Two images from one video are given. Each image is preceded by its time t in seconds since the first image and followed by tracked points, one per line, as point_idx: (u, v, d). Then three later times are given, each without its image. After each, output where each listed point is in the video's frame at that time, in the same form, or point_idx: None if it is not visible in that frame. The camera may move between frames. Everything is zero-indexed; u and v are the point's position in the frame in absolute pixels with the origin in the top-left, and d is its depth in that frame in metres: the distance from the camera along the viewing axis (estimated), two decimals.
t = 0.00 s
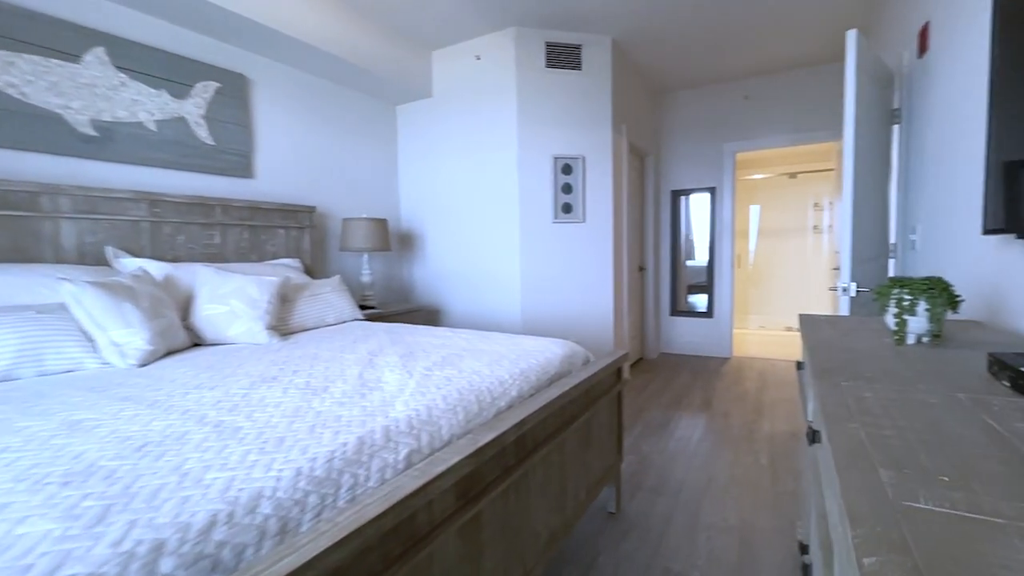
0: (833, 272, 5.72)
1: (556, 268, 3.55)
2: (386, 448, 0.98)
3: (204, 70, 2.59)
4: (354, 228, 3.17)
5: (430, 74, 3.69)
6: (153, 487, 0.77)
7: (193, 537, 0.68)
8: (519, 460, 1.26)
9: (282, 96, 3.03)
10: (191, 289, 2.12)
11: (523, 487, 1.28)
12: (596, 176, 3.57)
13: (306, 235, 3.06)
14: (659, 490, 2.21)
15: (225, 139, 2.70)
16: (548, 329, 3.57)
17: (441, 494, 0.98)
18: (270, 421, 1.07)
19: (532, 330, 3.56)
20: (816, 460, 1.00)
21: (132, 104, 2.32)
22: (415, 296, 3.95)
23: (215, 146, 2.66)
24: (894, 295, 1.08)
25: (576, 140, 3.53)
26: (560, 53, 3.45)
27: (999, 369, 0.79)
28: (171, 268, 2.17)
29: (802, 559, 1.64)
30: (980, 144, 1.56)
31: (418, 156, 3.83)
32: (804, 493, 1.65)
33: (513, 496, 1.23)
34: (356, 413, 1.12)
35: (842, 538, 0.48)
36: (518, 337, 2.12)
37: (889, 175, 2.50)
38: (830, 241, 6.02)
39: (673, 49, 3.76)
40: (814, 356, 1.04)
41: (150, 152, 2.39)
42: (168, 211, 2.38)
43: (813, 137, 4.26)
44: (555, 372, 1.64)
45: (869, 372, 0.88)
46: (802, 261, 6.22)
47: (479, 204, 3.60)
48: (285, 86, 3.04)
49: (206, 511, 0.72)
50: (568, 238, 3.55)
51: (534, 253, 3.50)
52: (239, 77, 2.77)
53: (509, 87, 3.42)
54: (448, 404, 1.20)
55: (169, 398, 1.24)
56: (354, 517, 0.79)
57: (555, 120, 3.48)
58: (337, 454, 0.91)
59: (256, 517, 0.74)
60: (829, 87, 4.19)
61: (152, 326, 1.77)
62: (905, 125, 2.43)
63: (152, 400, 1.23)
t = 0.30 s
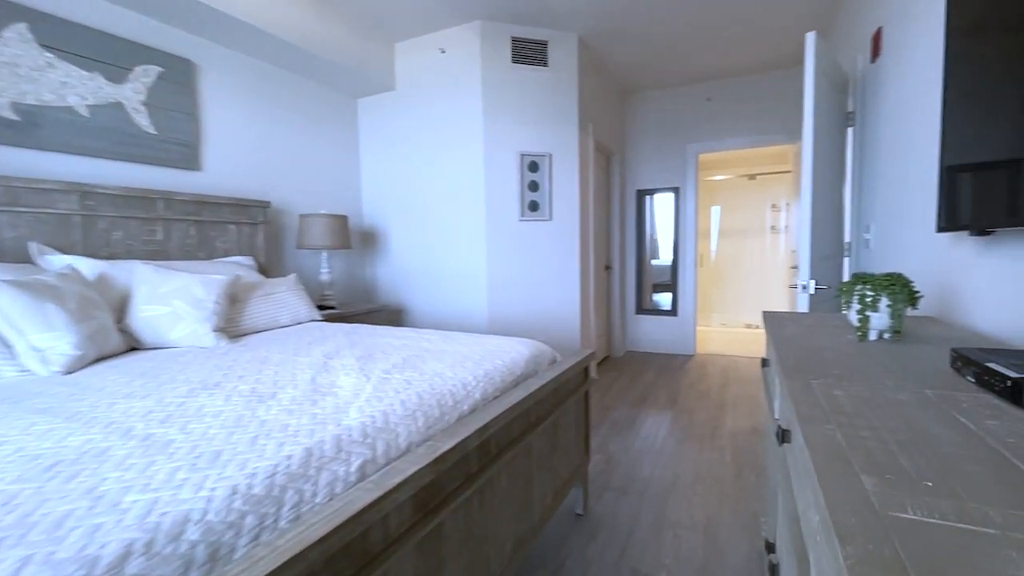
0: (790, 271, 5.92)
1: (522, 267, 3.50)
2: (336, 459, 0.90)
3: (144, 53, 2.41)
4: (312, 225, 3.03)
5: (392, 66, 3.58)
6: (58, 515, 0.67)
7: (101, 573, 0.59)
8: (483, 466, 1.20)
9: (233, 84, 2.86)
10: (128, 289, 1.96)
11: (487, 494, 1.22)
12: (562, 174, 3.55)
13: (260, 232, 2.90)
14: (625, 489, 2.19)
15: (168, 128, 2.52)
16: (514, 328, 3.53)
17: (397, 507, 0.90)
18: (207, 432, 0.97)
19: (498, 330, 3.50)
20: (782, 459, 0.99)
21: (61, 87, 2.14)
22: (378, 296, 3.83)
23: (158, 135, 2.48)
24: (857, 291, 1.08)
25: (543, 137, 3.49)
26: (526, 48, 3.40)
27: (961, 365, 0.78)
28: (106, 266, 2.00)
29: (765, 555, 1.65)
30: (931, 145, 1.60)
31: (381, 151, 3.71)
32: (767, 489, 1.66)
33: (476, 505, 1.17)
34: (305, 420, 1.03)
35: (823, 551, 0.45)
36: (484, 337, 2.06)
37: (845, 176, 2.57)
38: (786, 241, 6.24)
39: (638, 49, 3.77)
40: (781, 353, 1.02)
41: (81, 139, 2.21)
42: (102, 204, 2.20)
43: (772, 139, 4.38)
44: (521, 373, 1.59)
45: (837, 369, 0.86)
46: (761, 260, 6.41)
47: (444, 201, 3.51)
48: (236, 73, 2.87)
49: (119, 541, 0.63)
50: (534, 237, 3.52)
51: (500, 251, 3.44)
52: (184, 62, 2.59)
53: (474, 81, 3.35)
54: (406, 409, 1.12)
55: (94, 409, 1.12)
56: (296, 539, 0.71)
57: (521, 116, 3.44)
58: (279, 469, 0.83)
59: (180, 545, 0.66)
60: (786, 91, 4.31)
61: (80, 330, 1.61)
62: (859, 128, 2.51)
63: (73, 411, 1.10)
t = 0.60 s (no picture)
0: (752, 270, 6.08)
1: (490, 266, 3.43)
2: (281, 478, 0.81)
3: (78, 33, 2.22)
4: (268, 222, 2.87)
5: (355, 58, 3.45)
6: None
7: None
8: (447, 477, 1.13)
9: (180, 70, 2.68)
10: (57, 290, 1.79)
11: (451, 506, 1.15)
12: (530, 172, 3.50)
13: (211, 229, 2.73)
14: (595, 491, 2.16)
15: (107, 116, 2.33)
16: (482, 329, 3.46)
17: (350, 529, 0.82)
18: (133, 451, 0.86)
19: (466, 331, 3.42)
20: (754, 462, 0.96)
21: None
22: (340, 297, 3.68)
23: (94, 124, 2.29)
24: (827, 290, 1.07)
25: (511, 134, 3.44)
26: (494, 43, 3.34)
27: (935, 366, 0.77)
28: (32, 265, 1.82)
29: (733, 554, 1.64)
30: (889, 146, 1.63)
31: (343, 146, 3.57)
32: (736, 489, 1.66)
33: (439, 518, 1.10)
34: (248, 434, 0.93)
35: None
36: (449, 338, 1.98)
37: (805, 177, 2.63)
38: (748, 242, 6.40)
39: (606, 48, 3.77)
40: (754, 354, 1.00)
41: (4, 125, 2.01)
42: (28, 198, 2.01)
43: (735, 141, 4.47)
44: (488, 376, 1.52)
45: (812, 370, 0.84)
46: (724, 260, 6.56)
47: (409, 198, 3.41)
48: (183, 59, 2.69)
49: None
50: (503, 235, 3.45)
51: (468, 250, 3.37)
52: (124, 45, 2.40)
53: (440, 75, 3.26)
54: (363, 418, 1.04)
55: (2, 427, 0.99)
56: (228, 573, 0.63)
57: (489, 113, 3.37)
58: (213, 492, 0.73)
59: None
60: (749, 94, 4.41)
61: None
62: (819, 130, 2.56)
63: None
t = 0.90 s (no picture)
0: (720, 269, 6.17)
1: (461, 265, 3.34)
2: (215, 502, 0.71)
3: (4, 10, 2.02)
4: (223, 218, 2.70)
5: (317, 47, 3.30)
6: None
7: None
8: (410, 491, 1.04)
9: (123, 54, 2.49)
10: None
11: (415, 523, 1.07)
12: (501, 168, 3.43)
13: (159, 225, 2.55)
14: (569, 494, 2.11)
15: (39, 101, 2.14)
16: (453, 330, 3.36)
17: (295, 558, 0.73)
18: (40, 475, 0.75)
19: (436, 332, 3.32)
20: (733, 468, 0.92)
21: None
22: (303, 297, 3.53)
23: (25, 110, 2.09)
24: (805, 286, 1.03)
25: (481, 129, 3.35)
26: (463, 35, 3.25)
27: (922, 366, 0.73)
28: None
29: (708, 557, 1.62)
30: (857, 143, 1.64)
31: (306, 139, 3.42)
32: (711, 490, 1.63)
33: (401, 537, 1.01)
34: (181, 452, 0.83)
35: None
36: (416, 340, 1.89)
37: (774, 175, 2.65)
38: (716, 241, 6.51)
39: (577, 44, 3.73)
40: (732, 353, 0.95)
41: None
42: None
43: (704, 141, 4.51)
44: (456, 381, 1.44)
45: (794, 369, 0.80)
46: (693, 258, 6.65)
47: (376, 195, 3.28)
48: (127, 42, 2.50)
49: None
50: (473, 233, 3.37)
51: (437, 249, 3.27)
52: (59, 24, 2.21)
53: (407, 67, 3.15)
54: (316, 430, 0.94)
55: None
56: None
57: (459, 107, 3.28)
58: (130, 523, 0.63)
59: None
60: (718, 94, 4.46)
61: None
62: (786, 129, 2.59)
63: None
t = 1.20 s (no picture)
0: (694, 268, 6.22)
1: (432, 265, 3.24)
2: (125, 546, 0.60)
3: None
4: (176, 215, 2.53)
5: (280, 36, 3.14)
6: None
7: None
8: (368, 515, 0.94)
9: (61, 37, 2.29)
10: None
11: (375, 549, 0.97)
12: (475, 165, 3.33)
13: (104, 222, 2.36)
14: (545, 503, 2.03)
15: None
16: (425, 332, 3.25)
17: None
18: None
19: (407, 335, 3.20)
20: (717, 482, 0.86)
21: None
22: (266, 299, 3.35)
23: None
24: (790, 287, 0.98)
25: (454, 125, 3.25)
26: (435, 28, 3.14)
27: (923, 374, 0.67)
28: None
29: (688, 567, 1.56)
30: (835, 141, 1.61)
31: (268, 133, 3.25)
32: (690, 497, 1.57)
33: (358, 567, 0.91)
34: (91, 484, 0.71)
35: None
36: (382, 345, 1.78)
37: (748, 174, 2.63)
38: (690, 240, 6.56)
39: (552, 40, 3.67)
40: (716, 358, 0.89)
41: None
42: None
43: (679, 141, 4.52)
44: (423, 389, 1.34)
45: (785, 377, 0.73)
46: (667, 258, 6.69)
47: (344, 192, 3.14)
48: (66, 24, 2.30)
49: None
50: (445, 232, 3.26)
51: (408, 248, 3.15)
52: None
53: (376, 59, 3.02)
54: (258, 452, 0.83)
55: None
56: None
57: (430, 102, 3.17)
58: None
59: None
60: (692, 94, 4.47)
61: None
62: (760, 128, 2.57)
63: None
